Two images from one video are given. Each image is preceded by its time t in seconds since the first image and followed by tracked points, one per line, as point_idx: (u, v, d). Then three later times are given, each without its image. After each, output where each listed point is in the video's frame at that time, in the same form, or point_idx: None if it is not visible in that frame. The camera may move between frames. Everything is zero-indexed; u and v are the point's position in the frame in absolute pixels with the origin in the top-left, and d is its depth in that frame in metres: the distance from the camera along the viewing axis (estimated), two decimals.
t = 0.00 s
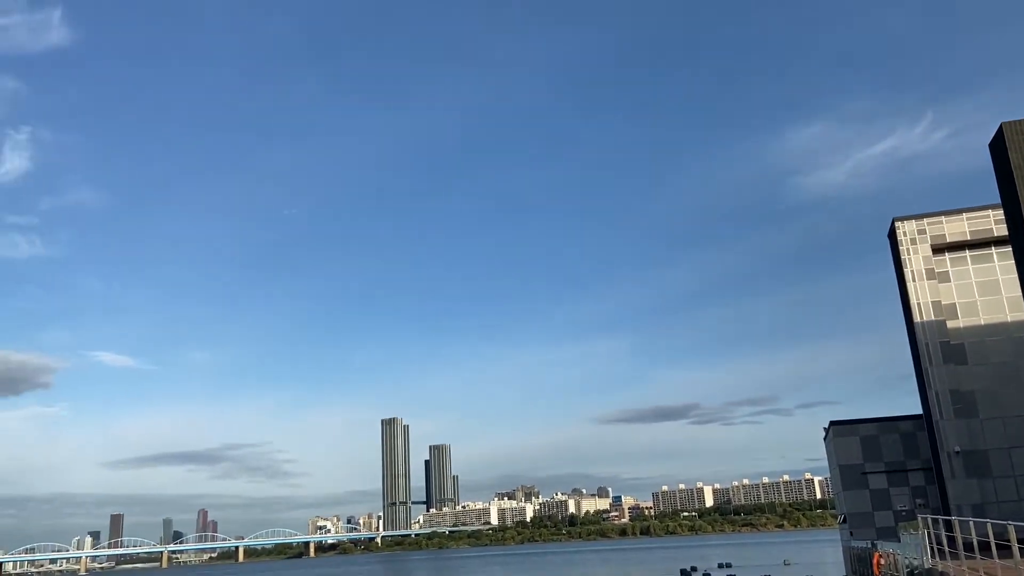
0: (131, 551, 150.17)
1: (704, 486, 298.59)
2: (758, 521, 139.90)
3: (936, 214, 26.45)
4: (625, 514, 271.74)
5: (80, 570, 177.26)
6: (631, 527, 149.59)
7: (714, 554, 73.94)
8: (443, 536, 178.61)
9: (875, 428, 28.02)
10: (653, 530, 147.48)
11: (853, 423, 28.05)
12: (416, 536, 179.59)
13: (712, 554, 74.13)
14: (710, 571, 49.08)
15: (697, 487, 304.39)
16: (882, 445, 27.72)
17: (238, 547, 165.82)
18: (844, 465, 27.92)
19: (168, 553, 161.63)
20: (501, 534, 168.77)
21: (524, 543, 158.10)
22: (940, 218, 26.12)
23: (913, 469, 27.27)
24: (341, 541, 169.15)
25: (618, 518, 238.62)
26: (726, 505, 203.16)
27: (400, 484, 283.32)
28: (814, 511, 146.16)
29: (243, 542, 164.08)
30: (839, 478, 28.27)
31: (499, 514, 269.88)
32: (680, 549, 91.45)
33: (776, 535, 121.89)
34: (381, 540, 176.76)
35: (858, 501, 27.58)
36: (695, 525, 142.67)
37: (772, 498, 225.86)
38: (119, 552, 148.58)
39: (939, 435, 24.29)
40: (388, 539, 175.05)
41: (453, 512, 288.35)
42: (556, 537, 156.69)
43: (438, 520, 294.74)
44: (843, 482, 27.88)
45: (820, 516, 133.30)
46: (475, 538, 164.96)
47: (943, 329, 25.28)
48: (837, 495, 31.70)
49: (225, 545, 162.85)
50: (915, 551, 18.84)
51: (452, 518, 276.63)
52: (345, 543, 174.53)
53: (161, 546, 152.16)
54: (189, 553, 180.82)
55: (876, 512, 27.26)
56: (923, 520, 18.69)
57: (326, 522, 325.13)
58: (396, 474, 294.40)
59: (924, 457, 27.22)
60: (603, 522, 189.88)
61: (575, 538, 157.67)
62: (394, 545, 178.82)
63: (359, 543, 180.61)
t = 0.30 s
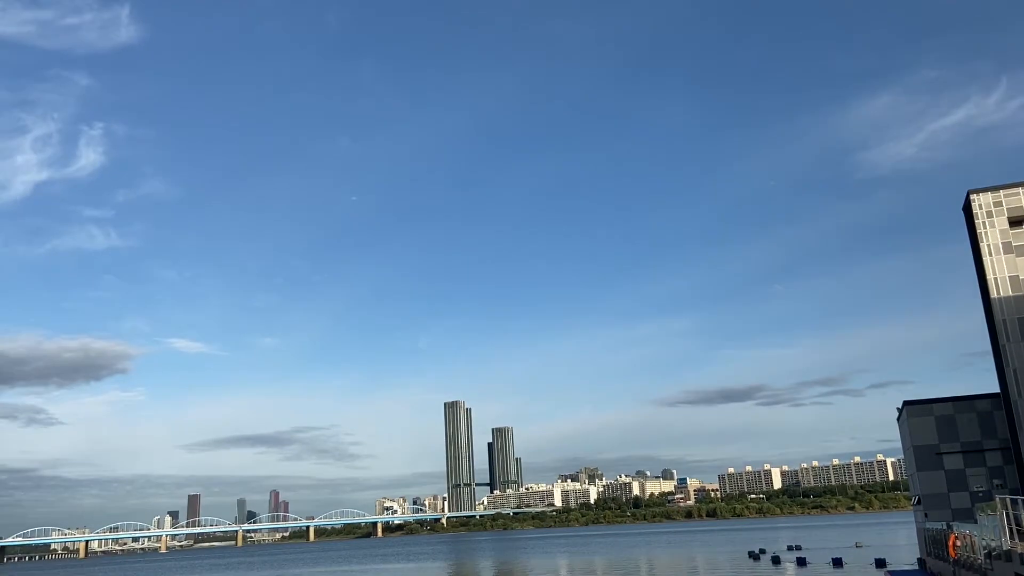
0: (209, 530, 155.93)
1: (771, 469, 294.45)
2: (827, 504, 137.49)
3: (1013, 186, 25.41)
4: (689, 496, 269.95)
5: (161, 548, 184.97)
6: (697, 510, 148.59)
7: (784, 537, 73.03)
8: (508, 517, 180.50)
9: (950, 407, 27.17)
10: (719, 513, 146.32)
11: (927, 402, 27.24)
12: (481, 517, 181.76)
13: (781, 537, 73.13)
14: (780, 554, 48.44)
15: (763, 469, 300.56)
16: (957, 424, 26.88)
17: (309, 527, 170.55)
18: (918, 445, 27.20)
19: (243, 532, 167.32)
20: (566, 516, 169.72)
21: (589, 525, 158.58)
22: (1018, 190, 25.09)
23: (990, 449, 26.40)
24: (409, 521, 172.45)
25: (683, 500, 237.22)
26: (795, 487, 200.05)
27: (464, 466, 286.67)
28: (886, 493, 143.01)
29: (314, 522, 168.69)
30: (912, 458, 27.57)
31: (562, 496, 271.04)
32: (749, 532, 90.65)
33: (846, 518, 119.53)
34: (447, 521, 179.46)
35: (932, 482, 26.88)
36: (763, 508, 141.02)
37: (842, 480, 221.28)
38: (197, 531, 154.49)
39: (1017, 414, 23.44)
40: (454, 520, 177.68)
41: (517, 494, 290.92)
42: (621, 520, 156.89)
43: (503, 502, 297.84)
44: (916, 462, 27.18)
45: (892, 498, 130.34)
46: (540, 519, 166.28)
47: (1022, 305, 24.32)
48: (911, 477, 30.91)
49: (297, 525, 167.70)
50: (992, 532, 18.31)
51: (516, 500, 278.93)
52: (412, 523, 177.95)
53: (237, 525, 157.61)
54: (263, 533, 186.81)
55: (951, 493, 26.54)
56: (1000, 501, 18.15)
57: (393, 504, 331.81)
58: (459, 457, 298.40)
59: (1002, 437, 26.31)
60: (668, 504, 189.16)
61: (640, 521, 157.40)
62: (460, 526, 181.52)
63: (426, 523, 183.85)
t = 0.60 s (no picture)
0: (268, 506, 160.14)
1: (827, 446, 290.50)
2: (887, 482, 135.42)
3: None
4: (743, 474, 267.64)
5: (224, 525, 190.41)
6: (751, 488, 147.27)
7: (842, 513, 72.21)
8: (560, 494, 181.44)
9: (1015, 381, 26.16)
10: (775, 491, 145.06)
11: (991, 377, 26.28)
12: (533, 495, 182.92)
13: (838, 514, 72.10)
14: (837, 531, 47.72)
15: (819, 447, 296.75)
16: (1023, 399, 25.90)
17: (365, 504, 173.96)
18: (981, 421, 26.35)
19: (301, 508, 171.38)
20: (618, 493, 169.96)
21: (641, 503, 158.50)
22: None
23: None
24: (462, 498, 174.70)
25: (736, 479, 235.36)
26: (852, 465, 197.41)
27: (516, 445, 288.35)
28: (947, 471, 140.24)
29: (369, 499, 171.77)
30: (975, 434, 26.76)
31: (614, 474, 271.01)
32: (805, 509, 89.78)
33: (906, 496, 117.30)
34: (500, 498, 181.00)
35: (996, 458, 26.09)
36: (820, 485, 139.34)
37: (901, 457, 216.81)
38: (257, 508, 158.58)
39: None
40: (507, 496, 179.64)
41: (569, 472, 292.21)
42: (674, 497, 156.78)
43: (554, 479, 299.47)
44: (979, 438, 26.38)
45: (954, 476, 127.63)
46: (593, 499, 167.16)
47: None
48: (973, 451, 30.03)
49: (353, 501, 171.12)
50: None
51: (568, 478, 279.92)
52: (465, 501, 180.49)
53: (295, 503, 161.35)
54: (320, 509, 191.14)
55: (1015, 471, 25.77)
56: None
57: (445, 481, 336.71)
58: (511, 435, 300.48)
59: None
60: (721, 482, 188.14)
61: (693, 499, 156.65)
62: (513, 503, 183.42)
63: (479, 500, 186.33)
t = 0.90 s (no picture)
0: (312, 478, 162.72)
1: (869, 418, 287.57)
2: (933, 454, 134.05)
3: None
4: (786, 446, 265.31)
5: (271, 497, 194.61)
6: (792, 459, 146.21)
7: (884, 485, 71.69)
8: (601, 466, 182.06)
9: None
10: (818, 462, 144.24)
11: None
12: (573, 468, 183.73)
13: (881, 485, 71.50)
14: (881, 502, 47.23)
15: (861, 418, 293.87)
16: None
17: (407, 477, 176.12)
18: None
19: (344, 480, 173.94)
20: (659, 466, 170.11)
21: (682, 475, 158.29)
22: None
23: None
24: (503, 471, 176.03)
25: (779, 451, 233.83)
26: (896, 436, 195.44)
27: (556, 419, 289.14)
28: (995, 442, 138.30)
29: (411, 471, 173.81)
30: None
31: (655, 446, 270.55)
32: (847, 480, 89.31)
33: (952, 467, 115.48)
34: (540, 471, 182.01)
35: None
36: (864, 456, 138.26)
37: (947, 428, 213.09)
38: (302, 480, 161.58)
39: None
40: (547, 469, 180.79)
41: (607, 444, 293.21)
42: (715, 470, 156.60)
43: (592, 451, 300.54)
44: None
45: (1002, 446, 125.98)
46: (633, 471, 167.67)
47: None
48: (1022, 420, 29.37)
49: (395, 474, 173.26)
50: None
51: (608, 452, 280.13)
52: (505, 473, 181.98)
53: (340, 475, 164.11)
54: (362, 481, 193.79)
55: None
56: None
57: (484, 453, 339.67)
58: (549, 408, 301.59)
59: None
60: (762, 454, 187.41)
61: (734, 471, 156.00)
62: (553, 475, 184.47)
63: (519, 472, 187.63)
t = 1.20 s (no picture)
0: (343, 445, 164.90)
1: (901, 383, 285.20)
2: (965, 419, 132.99)
3: None
4: (816, 413, 264.19)
5: (304, 464, 197.97)
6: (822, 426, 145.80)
7: (915, 450, 71.36)
8: (629, 433, 182.70)
9: None
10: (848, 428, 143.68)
11: None
12: (601, 434, 184.50)
13: (912, 451, 71.15)
14: (912, 468, 46.98)
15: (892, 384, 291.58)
16: None
17: (436, 444, 178.05)
18: None
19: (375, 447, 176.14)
20: (687, 432, 170.32)
21: (711, 442, 158.45)
22: None
23: None
24: (532, 438, 177.22)
25: (808, 417, 233.17)
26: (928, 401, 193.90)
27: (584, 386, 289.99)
28: None
29: (441, 438, 175.62)
30: None
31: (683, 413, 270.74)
32: (877, 446, 88.98)
33: (985, 433, 114.53)
34: (569, 438, 183.20)
35: None
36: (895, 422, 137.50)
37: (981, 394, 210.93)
38: (335, 447, 163.97)
39: None
40: (576, 435, 181.78)
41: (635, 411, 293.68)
42: (744, 436, 156.49)
43: (620, 418, 301.29)
44: None
45: None
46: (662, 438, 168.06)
47: None
48: None
49: (425, 441, 175.10)
50: None
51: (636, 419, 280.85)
52: (534, 439, 183.28)
53: (371, 442, 166.26)
54: (392, 448, 196.14)
55: None
56: None
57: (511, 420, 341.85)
58: (576, 376, 302.24)
59: None
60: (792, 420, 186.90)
61: (763, 437, 155.91)
62: (581, 442, 185.45)
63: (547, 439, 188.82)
